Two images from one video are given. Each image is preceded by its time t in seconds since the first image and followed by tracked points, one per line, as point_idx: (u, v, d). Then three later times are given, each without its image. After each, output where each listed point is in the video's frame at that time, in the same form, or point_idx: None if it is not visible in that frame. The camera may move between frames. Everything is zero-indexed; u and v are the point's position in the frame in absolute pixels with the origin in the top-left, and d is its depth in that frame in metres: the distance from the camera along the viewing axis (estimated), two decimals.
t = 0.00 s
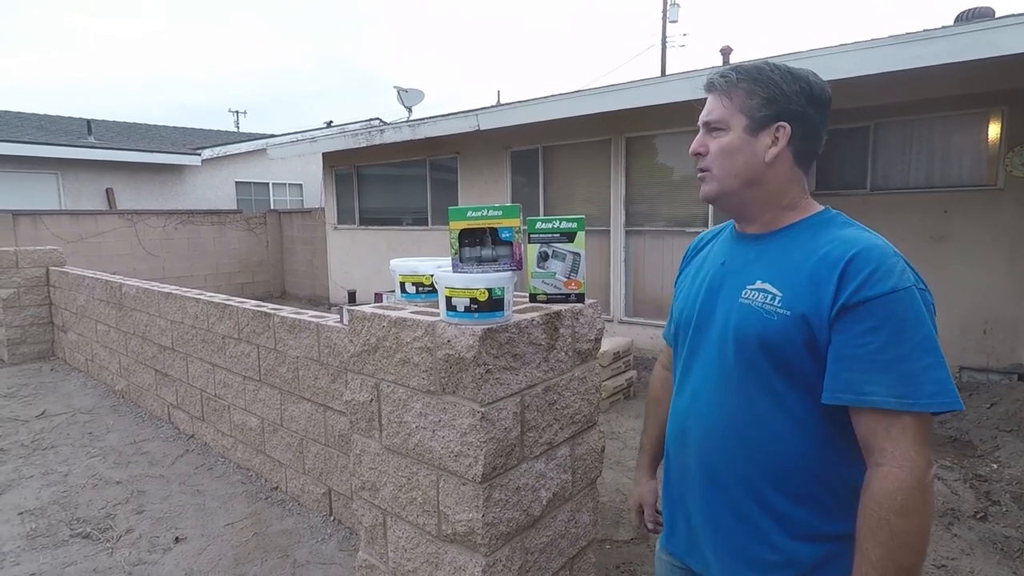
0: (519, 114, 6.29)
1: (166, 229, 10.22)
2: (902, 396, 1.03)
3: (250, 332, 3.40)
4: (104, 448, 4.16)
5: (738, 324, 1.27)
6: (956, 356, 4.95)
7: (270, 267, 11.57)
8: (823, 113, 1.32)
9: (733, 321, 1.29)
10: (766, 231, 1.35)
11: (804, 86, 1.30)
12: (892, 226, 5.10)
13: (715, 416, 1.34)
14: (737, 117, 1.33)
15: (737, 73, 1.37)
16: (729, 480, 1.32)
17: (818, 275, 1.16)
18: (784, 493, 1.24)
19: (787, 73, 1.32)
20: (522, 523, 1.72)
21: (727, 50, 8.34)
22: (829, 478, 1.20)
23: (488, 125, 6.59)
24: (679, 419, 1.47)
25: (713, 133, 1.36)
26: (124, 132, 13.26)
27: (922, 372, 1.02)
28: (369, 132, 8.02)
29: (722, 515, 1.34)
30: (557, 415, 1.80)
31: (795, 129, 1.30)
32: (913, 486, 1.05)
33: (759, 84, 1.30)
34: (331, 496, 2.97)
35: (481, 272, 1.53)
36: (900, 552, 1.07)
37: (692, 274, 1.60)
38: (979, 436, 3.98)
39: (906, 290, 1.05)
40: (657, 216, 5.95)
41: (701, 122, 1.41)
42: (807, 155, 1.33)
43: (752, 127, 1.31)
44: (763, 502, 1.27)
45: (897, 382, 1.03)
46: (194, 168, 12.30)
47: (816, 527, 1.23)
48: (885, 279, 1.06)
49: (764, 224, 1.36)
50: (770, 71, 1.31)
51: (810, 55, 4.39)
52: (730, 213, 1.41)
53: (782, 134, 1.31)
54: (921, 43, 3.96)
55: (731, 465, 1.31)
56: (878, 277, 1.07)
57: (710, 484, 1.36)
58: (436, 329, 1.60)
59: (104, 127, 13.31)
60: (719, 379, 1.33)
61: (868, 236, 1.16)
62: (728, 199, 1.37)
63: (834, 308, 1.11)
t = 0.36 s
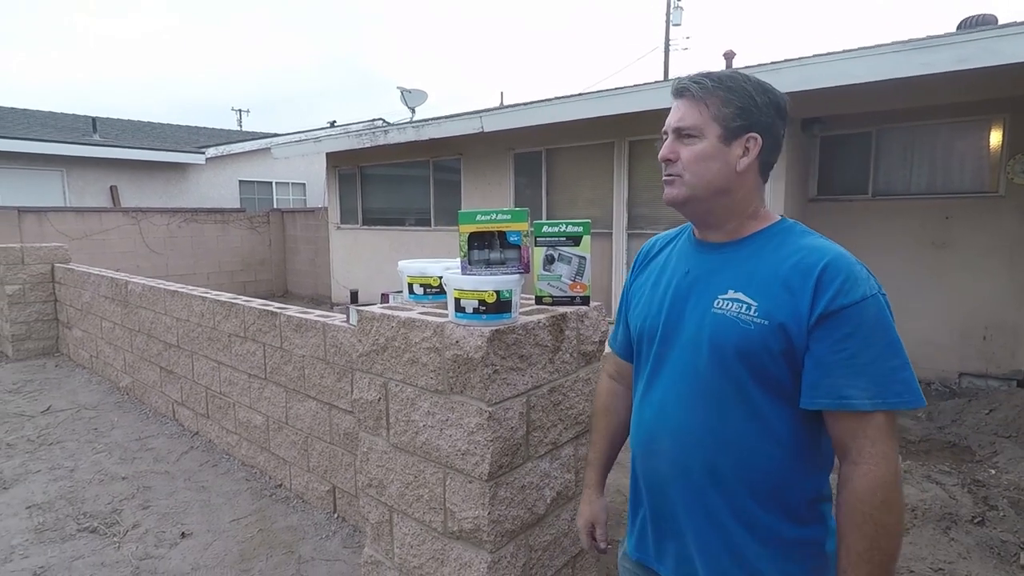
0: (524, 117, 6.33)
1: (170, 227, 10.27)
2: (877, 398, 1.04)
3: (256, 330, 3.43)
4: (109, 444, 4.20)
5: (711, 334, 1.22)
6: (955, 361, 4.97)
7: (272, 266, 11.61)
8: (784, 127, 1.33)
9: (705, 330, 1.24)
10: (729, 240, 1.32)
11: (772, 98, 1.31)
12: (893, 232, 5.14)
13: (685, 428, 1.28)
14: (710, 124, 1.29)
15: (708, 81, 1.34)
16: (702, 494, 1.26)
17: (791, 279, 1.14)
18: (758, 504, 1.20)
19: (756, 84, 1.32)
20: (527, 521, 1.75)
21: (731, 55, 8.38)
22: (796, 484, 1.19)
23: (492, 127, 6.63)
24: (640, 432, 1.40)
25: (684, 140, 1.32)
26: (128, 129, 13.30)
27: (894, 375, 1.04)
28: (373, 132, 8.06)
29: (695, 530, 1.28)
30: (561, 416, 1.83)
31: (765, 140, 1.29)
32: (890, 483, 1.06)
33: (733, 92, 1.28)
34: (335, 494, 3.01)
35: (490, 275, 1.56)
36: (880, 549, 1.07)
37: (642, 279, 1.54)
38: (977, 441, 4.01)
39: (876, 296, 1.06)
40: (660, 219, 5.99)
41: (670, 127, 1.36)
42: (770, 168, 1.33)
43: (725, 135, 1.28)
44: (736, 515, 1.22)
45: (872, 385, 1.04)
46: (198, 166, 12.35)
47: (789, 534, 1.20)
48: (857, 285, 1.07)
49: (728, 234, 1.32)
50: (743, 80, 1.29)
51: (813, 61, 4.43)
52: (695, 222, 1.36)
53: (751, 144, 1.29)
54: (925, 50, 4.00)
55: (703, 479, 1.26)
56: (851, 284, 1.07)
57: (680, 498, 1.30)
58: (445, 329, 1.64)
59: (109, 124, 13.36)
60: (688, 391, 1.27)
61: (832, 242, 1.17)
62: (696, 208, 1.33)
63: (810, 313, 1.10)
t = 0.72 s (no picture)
0: (537, 118, 6.37)
1: (188, 227, 10.42)
2: (819, 393, 1.04)
3: (276, 328, 3.50)
4: (131, 437, 4.30)
5: (664, 325, 1.18)
6: (971, 364, 4.95)
7: (287, 265, 11.75)
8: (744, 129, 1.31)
9: (658, 321, 1.20)
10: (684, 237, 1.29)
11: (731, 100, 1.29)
12: (908, 233, 5.12)
13: (635, 421, 1.23)
14: (677, 123, 1.26)
15: (673, 80, 1.31)
16: (648, 487, 1.23)
17: (739, 273, 1.13)
18: (699, 496, 1.18)
19: (718, 86, 1.30)
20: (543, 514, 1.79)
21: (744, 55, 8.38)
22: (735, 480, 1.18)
23: (505, 128, 6.68)
24: (589, 425, 1.35)
25: (651, 138, 1.28)
26: (147, 131, 13.52)
27: (835, 371, 1.05)
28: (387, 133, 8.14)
29: (639, 523, 1.24)
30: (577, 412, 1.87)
31: (727, 142, 1.27)
32: (824, 474, 1.06)
33: (700, 93, 1.25)
34: (352, 488, 3.07)
35: (510, 274, 1.61)
36: (810, 537, 1.06)
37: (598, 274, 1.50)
38: (993, 445, 3.99)
39: (818, 293, 1.08)
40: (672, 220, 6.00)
41: (637, 125, 1.32)
42: (729, 169, 1.32)
43: (689, 134, 1.25)
44: (679, 507, 1.20)
45: (815, 381, 1.04)
46: (215, 166, 12.52)
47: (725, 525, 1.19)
48: (802, 281, 1.08)
49: (687, 232, 1.29)
50: (708, 82, 1.27)
51: (827, 61, 4.43)
52: (657, 221, 1.33)
53: (714, 146, 1.27)
54: (940, 51, 3.99)
55: (650, 472, 1.22)
56: (796, 280, 1.07)
57: (627, 491, 1.26)
58: (466, 327, 1.68)
59: (127, 125, 13.58)
60: (640, 382, 1.22)
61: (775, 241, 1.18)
62: (660, 207, 1.29)
63: (756, 308, 1.09)
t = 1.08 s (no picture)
0: (566, 120, 6.42)
1: (225, 228, 10.75)
2: (819, 392, 1.06)
3: (313, 325, 3.62)
4: (175, 429, 4.49)
5: (671, 335, 1.16)
6: (1014, 370, 4.81)
7: (319, 265, 12.02)
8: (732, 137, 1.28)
9: (664, 331, 1.17)
10: (674, 246, 1.27)
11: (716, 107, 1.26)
12: (947, 235, 5.01)
13: (647, 433, 1.21)
14: (663, 135, 1.24)
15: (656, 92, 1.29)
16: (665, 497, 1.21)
17: (739, 278, 1.13)
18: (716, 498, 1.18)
19: (701, 95, 1.28)
20: (574, 508, 1.84)
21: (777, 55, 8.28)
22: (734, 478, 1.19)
23: (534, 130, 6.74)
24: (597, 437, 1.33)
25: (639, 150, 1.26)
26: (187, 135, 13.98)
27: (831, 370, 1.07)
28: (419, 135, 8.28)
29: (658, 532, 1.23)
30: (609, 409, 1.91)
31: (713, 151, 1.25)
32: (802, 465, 1.06)
33: (683, 102, 1.23)
34: (386, 481, 3.16)
35: (544, 274, 1.66)
36: (772, 519, 1.07)
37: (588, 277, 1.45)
38: None
39: (813, 293, 1.10)
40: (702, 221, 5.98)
41: (624, 137, 1.30)
42: (716, 176, 1.29)
43: (676, 144, 1.23)
44: (697, 514, 1.19)
45: (813, 381, 1.06)
46: (251, 169, 12.88)
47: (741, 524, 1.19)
48: (800, 283, 1.09)
49: (679, 243, 1.26)
50: (692, 93, 1.24)
51: (862, 60, 4.38)
52: (648, 233, 1.30)
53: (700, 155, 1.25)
54: (981, 48, 3.91)
55: (664, 482, 1.21)
56: (795, 284, 1.09)
57: (643, 502, 1.25)
58: (501, 325, 1.75)
59: (169, 130, 14.06)
60: (650, 393, 1.20)
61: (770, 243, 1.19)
62: (650, 220, 1.27)
63: (758, 314, 1.09)
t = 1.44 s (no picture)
0: (596, 122, 6.48)
1: (263, 229, 11.09)
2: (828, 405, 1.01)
3: (351, 323, 3.77)
4: (220, 422, 4.71)
5: (666, 339, 1.18)
6: None
7: (352, 265, 12.31)
8: (727, 133, 1.17)
9: (661, 334, 1.20)
10: (677, 252, 1.27)
11: (695, 109, 1.19)
12: (988, 236, 4.91)
13: (645, 431, 1.24)
14: (641, 146, 1.28)
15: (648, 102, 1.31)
16: (661, 494, 1.24)
17: (738, 285, 1.10)
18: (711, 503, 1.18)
19: (686, 95, 1.23)
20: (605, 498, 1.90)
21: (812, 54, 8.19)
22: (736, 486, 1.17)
23: (565, 132, 6.81)
24: (606, 431, 1.38)
25: (631, 163, 1.33)
26: (226, 139, 14.44)
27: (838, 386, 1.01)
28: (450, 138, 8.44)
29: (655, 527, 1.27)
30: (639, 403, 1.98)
31: (683, 155, 1.21)
32: (849, 480, 1.03)
33: (651, 114, 1.24)
34: (421, 473, 3.28)
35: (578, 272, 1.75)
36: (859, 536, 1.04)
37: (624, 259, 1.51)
38: None
39: (823, 303, 1.03)
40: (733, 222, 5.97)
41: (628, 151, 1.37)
42: (709, 176, 1.20)
43: (648, 157, 1.26)
44: (691, 514, 1.20)
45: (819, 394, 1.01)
46: (287, 172, 13.24)
47: (738, 532, 1.18)
48: (804, 294, 1.03)
49: (684, 248, 1.26)
50: (662, 99, 1.23)
51: (901, 60, 4.33)
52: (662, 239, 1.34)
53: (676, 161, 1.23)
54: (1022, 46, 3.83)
55: (660, 480, 1.23)
56: (799, 294, 1.03)
57: (641, 496, 1.29)
58: (535, 321, 1.84)
59: (209, 134, 14.56)
60: (648, 393, 1.23)
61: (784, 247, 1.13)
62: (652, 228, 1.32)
63: (755, 323, 1.05)
